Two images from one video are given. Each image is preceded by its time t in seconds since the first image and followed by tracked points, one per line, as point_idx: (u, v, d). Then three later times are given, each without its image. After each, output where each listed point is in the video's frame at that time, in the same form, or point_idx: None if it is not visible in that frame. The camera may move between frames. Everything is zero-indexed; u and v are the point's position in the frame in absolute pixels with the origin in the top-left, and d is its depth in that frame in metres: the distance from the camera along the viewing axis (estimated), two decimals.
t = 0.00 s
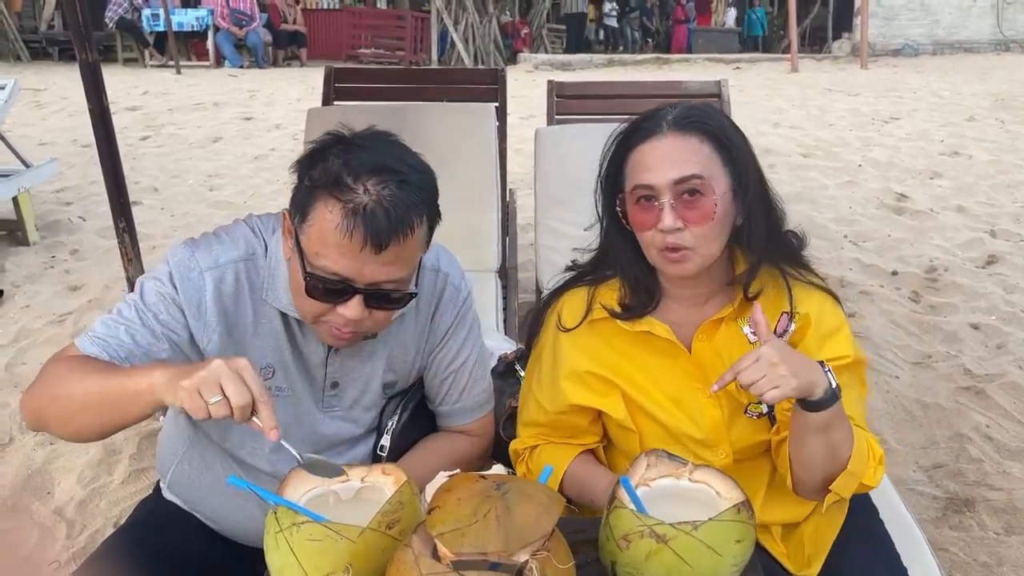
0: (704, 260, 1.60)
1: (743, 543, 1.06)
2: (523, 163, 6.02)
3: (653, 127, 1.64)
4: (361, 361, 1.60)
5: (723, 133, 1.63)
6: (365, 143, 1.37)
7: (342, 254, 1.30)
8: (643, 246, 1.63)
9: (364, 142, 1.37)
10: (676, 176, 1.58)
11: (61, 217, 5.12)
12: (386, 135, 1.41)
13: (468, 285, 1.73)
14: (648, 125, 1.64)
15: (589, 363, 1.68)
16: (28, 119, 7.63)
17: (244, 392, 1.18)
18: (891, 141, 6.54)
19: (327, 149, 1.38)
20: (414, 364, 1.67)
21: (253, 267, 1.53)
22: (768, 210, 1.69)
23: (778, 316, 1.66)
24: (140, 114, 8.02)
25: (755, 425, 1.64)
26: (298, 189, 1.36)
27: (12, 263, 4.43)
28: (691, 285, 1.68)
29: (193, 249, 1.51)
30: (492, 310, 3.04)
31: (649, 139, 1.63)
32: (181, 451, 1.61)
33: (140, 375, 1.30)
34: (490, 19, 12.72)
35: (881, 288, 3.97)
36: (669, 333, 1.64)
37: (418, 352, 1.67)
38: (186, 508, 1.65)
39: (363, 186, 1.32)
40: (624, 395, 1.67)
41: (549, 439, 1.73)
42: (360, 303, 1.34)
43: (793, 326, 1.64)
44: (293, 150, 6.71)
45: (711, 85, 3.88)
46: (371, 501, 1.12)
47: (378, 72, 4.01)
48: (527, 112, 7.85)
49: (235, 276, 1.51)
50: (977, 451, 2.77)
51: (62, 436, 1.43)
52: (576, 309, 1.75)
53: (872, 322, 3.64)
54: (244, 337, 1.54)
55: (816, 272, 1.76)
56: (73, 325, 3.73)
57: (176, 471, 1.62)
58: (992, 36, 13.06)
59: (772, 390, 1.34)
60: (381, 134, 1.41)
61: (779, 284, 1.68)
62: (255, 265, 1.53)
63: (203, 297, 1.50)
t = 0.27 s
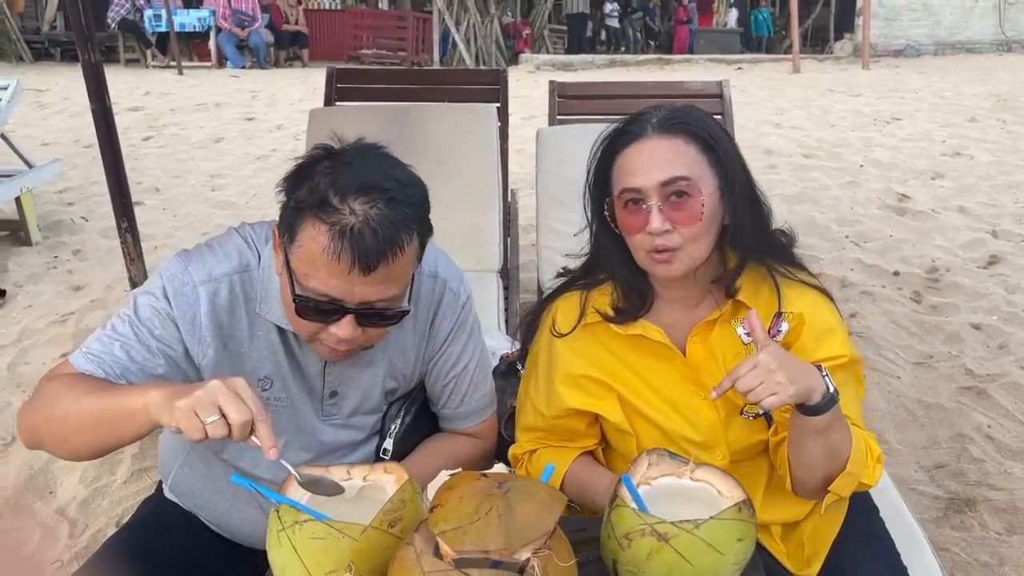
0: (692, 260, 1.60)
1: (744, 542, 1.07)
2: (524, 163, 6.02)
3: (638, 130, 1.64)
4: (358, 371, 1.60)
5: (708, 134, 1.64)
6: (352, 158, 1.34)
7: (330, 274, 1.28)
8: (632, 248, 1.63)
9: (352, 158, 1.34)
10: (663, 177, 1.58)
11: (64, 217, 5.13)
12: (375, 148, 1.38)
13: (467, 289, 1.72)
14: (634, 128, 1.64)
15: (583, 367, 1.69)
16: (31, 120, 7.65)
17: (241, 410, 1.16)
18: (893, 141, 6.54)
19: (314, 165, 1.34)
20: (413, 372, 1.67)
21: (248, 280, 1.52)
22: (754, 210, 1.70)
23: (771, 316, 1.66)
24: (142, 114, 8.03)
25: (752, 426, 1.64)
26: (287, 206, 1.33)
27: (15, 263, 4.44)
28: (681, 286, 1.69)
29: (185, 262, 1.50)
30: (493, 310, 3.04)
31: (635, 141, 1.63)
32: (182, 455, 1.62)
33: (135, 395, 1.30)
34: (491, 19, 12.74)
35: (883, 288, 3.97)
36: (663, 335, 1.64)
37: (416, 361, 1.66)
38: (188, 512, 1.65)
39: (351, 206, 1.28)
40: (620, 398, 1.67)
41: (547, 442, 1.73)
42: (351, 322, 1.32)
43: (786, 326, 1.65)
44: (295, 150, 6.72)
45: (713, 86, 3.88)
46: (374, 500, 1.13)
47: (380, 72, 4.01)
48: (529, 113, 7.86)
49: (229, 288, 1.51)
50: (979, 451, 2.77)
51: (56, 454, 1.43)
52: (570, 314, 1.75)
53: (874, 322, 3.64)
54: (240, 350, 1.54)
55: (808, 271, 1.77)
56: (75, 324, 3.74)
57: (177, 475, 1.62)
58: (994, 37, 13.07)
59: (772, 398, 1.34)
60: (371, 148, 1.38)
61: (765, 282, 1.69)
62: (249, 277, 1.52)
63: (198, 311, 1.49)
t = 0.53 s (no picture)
0: (692, 252, 1.60)
1: (743, 541, 1.07)
2: (525, 163, 6.02)
3: (637, 126, 1.66)
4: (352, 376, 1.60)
5: (705, 129, 1.65)
6: (336, 172, 1.32)
7: (314, 294, 1.27)
8: (631, 242, 1.62)
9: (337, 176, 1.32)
10: (663, 169, 1.59)
11: (65, 217, 5.13)
12: (360, 162, 1.38)
13: (467, 294, 1.71)
14: (632, 123, 1.66)
15: (581, 368, 1.68)
16: (33, 120, 7.66)
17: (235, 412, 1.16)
18: (894, 141, 6.53)
19: (298, 181, 1.33)
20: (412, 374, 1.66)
21: (241, 288, 1.50)
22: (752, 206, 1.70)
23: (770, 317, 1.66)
24: (144, 115, 8.04)
25: (750, 427, 1.64)
26: (270, 223, 1.32)
27: (17, 263, 4.45)
28: (680, 283, 1.69)
29: (177, 269, 1.49)
30: (494, 310, 3.03)
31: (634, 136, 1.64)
32: (178, 456, 1.62)
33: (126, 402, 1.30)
34: (493, 20, 12.74)
35: (884, 288, 3.97)
36: (661, 337, 1.64)
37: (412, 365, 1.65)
38: (186, 512, 1.66)
39: (334, 226, 1.26)
40: (618, 399, 1.67)
41: (546, 442, 1.73)
42: (339, 339, 1.31)
43: (785, 327, 1.64)
44: (297, 150, 6.72)
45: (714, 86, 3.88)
46: (374, 499, 1.13)
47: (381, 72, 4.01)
48: (529, 113, 7.86)
49: (222, 296, 1.49)
50: (980, 451, 2.77)
51: (49, 461, 1.43)
52: (567, 315, 1.75)
53: (875, 322, 3.64)
54: (233, 359, 1.54)
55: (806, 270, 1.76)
56: (77, 324, 3.75)
57: (174, 476, 1.63)
58: (996, 37, 13.06)
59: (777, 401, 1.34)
60: (360, 162, 1.38)
61: (756, 279, 1.68)
62: (241, 284, 1.50)
63: (189, 319, 1.48)
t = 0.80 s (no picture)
0: (703, 238, 1.60)
1: (744, 540, 1.07)
2: (526, 163, 6.02)
3: (646, 118, 1.70)
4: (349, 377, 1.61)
5: (711, 123, 1.70)
6: (314, 182, 1.31)
7: (295, 309, 1.27)
8: (639, 229, 1.63)
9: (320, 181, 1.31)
10: (673, 154, 1.62)
11: (66, 217, 5.13)
12: (338, 169, 1.36)
13: (462, 294, 1.69)
14: (641, 114, 1.70)
15: (583, 367, 1.69)
16: (34, 120, 7.67)
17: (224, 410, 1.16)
18: (895, 141, 6.53)
19: (275, 191, 1.31)
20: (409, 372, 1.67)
21: (231, 290, 1.49)
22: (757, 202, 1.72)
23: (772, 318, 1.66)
24: (145, 114, 8.05)
25: (752, 426, 1.63)
26: (249, 237, 1.31)
27: (17, 263, 4.45)
28: (685, 276, 1.69)
29: (166, 272, 1.47)
30: (495, 309, 3.03)
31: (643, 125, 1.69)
32: (175, 457, 1.62)
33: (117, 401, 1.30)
34: (494, 20, 12.74)
35: (885, 287, 3.96)
36: (662, 335, 1.64)
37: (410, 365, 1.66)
38: (185, 511, 1.66)
39: (312, 240, 1.25)
40: (620, 397, 1.67)
41: (548, 441, 1.73)
42: (324, 350, 1.32)
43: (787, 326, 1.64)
44: (297, 150, 6.72)
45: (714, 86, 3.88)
46: (374, 497, 1.13)
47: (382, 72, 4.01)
48: (530, 113, 7.86)
49: (211, 299, 1.48)
50: (981, 451, 2.76)
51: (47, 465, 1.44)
52: (569, 315, 1.76)
53: (875, 321, 3.64)
54: (226, 361, 1.53)
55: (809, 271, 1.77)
56: (78, 324, 3.75)
57: (171, 476, 1.63)
58: (997, 36, 13.04)
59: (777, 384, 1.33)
60: (336, 168, 1.36)
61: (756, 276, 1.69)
62: (230, 286, 1.49)
63: (180, 322, 1.47)
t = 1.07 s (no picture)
0: (713, 236, 1.60)
1: (742, 539, 1.07)
2: (526, 163, 6.02)
3: (662, 115, 1.71)
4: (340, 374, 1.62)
5: (726, 122, 1.70)
6: (307, 183, 1.31)
7: (286, 309, 1.27)
8: (649, 225, 1.63)
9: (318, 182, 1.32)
10: (687, 153, 1.62)
11: (67, 217, 5.14)
12: (331, 171, 1.37)
13: (457, 292, 1.68)
14: (656, 110, 1.72)
15: (587, 364, 1.68)
16: (35, 120, 7.67)
17: (202, 415, 1.17)
18: (895, 140, 6.52)
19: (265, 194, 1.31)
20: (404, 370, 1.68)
21: (223, 289, 1.49)
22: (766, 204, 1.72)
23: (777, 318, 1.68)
24: (145, 114, 8.05)
25: (753, 425, 1.64)
26: (240, 238, 1.31)
27: (18, 263, 4.45)
28: (692, 275, 1.69)
29: (158, 273, 1.48)
30: (495, 309, 3.03)
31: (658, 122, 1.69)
32: (171, 458, 1.63)
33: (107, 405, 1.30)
34: (495, 19, 12.74)
35: (885, 287, 3.96)
36: (668, 335, 1.63)
37: (405, 363, 1.66)
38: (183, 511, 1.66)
39: (302, 241, 1.25)
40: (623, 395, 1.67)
41: (549, 438, 1.73)
42: (316, 349, 1.32)
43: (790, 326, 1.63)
44: (298, 150, 6.73)
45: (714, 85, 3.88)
46: (373, 497, 1.13)
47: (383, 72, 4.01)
48: (530, 112, 7.86)
49: (204, 298, 1.48)
50: (981, 450, 2.76)
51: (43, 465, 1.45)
52: (573, 311, 1.75)
53: (875, 320, 3.64)
54: (219, 361, 1.53)
55: (813, 272, 1.77)
56: (78, 324, 3.75)
57: (170, 476, 1.63)
58: (998, 35, 13.03)
59: (787, 370, 1.34)
60: (325, 169, 1.37)
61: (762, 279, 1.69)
62: (222, 285, 1.48)
63: (172, 322, 1.47)
